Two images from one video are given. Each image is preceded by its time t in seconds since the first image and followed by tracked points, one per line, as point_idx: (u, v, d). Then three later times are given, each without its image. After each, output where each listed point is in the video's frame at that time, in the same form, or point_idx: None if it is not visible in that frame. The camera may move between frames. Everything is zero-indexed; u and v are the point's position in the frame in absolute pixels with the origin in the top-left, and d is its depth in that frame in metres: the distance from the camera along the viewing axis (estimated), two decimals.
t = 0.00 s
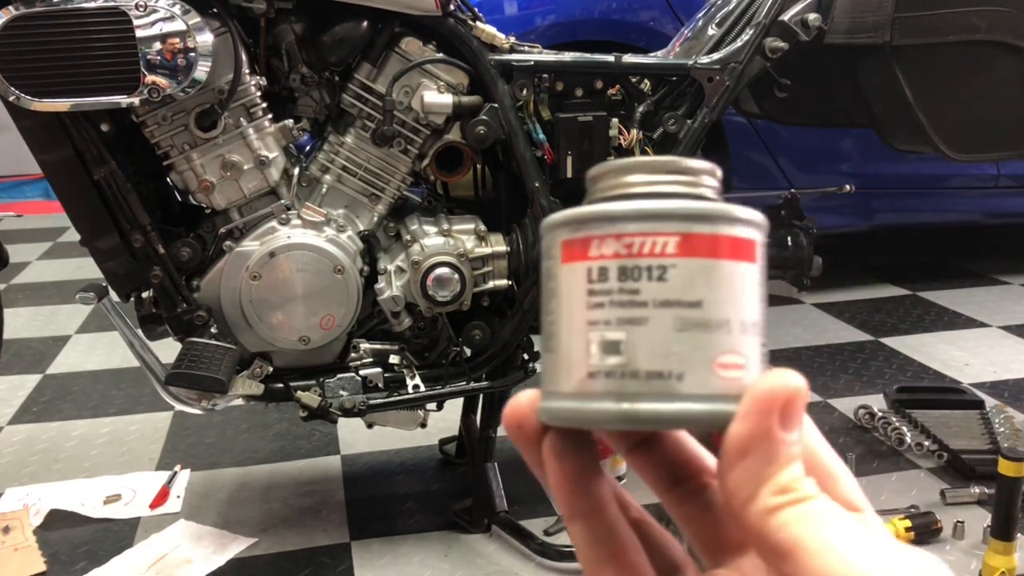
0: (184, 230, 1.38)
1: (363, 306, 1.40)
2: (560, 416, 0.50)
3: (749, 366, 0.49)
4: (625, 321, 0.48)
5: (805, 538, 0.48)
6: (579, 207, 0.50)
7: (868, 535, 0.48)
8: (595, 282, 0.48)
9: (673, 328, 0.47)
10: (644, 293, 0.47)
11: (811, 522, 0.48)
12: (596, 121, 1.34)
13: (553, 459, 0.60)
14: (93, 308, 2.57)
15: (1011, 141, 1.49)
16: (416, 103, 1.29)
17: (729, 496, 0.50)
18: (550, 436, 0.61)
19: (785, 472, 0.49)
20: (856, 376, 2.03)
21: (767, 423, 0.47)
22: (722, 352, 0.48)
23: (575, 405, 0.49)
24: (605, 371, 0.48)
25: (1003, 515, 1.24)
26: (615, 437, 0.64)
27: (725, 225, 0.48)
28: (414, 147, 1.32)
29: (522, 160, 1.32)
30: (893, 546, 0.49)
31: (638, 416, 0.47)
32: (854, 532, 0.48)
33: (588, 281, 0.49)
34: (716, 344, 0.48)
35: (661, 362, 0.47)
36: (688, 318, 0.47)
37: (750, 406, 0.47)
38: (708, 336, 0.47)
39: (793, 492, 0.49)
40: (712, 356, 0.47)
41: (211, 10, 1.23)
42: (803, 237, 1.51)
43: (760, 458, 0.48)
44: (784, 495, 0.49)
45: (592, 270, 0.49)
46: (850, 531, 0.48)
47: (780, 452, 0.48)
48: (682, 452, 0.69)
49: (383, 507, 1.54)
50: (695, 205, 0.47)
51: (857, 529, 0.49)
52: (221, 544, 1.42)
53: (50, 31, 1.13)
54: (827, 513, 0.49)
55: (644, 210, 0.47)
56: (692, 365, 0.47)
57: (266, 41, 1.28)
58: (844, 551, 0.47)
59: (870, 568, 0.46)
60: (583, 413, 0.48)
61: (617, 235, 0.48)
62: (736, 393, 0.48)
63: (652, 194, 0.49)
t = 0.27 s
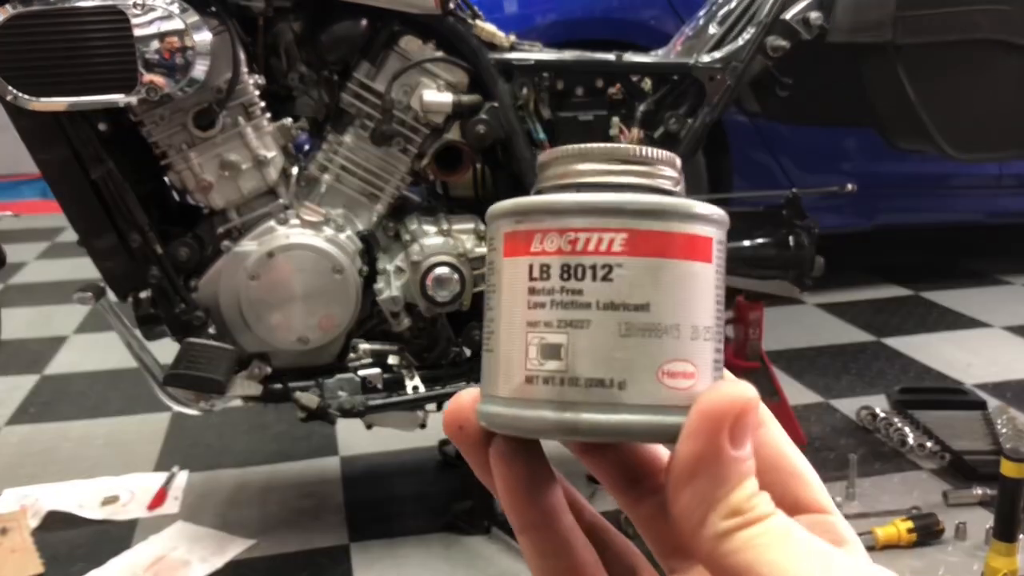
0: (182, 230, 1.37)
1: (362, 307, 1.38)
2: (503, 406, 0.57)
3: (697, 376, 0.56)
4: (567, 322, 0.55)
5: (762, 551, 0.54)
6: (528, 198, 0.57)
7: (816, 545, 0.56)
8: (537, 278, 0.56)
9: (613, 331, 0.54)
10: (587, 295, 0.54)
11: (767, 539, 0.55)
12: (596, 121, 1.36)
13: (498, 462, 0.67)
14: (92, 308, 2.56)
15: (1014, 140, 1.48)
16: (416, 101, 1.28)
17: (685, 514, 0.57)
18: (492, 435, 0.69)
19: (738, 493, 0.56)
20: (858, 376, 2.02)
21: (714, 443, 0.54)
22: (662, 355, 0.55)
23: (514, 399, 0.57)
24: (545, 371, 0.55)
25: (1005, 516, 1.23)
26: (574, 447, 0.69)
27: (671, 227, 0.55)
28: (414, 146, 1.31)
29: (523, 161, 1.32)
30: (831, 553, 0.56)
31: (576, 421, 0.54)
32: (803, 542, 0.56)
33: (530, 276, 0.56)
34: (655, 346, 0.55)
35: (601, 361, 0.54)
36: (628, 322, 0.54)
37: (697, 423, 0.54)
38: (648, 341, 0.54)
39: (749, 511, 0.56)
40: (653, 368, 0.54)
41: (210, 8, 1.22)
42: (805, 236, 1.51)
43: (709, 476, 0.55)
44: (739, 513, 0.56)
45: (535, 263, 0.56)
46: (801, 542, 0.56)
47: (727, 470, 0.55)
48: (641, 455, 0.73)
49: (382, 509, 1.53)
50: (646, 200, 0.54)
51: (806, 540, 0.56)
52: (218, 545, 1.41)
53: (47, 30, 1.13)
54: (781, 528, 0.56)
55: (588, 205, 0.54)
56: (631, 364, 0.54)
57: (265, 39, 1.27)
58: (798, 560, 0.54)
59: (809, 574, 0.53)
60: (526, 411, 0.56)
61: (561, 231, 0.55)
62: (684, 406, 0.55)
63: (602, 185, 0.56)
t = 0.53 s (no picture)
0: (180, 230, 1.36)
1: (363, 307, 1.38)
2: (488, 403, 0.57)
3: (689, 375, 0.55)
4: (556, 318, 0.54)
5: (756, 557, 0.54)
6: (518, 186, 0.56)
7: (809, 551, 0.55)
8: (525, 271, 0.55)
9: (603, 328, 0.54)
10: (577, 290, 0.54)
11: (760, 545, 0.54)
12: (596, 121, 1.36)
13: (484, 462, 0.66)
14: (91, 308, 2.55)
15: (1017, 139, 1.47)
16: (415, 101, 1.27)
17: (676, 520, 0.56)
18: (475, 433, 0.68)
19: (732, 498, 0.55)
20: (860, 377, 2.01)
21: (706, 446, 0.53)
22: (652, 353, 0.54)
23: (500, 397, 0.56)
24: (532, 368, 0.55)
25: (1008, 517, 1.22)
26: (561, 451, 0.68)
27: (664, 222, 0.54)
28: (413, 145, 1.30)
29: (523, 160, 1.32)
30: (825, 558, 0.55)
31: (562, 421, 0.54)
32: (798, 548, 0.55)
33: (518, 270, 0.56)
34: (645, 343, 0.54)
35: (590, 358, 0.54)
36: (619, 318, 0.54)
37: (690, 425, 0.53)
38: (639, 338, 0.54)
39: (743, 516, 0.55)
40: (645, 364, 0.54)
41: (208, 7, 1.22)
42: (806, 236, 1.49)
43: (702, 480, 0.54)
44: (733, 518, 0.55)
45: (523, 255, 0.56)
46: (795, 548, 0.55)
47: (721, 475, 0.54)
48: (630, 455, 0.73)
49: (381, 510, 1.52)
50: (637, 190, 0.53)
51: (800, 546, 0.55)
52: (217, 547, 1.41)
53: (44, 28, 1.12)
54: (777, 533, 0.55)
55: (579, 195, 0.53)
56: (621, 361, 0.54)
57: (264, 38, 1.27)
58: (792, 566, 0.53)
59: None
60: (510, 409, 0.55)
61: (551, 222, 0.54)
62: (676, 405, 0.55)
63: (593, 174, 0.55)
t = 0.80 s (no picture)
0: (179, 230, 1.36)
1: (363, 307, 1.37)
2: (484, 404, 0.57)
3: (687, 374, 0.55)
4: (553, 319, 0.54)
5: (757, 558, 0.53)
6: (510, 184, 0.56)
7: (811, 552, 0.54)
8: (519, 270, 0.55)
9: (601, 327, 0.53)
10: (573, 289, 0.53)
11: (760, 546, 0.53)
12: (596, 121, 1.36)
13: (477, 463, 0.65)
14: (90, 309, 2.55)
15: (1017, 139, 1.47)
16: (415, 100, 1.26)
17: (676, 522, 0.56)
18: (467, 433, 0.68)
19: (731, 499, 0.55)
20: (860, 377, 2.01)
21: (705, 446, 0.53)
22: (650, 352, 0.54)
23: (496, 399, 0.56)
24: (528, 369, 0.54)
25: (1009, 518, 1.21)
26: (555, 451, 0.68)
27: (660, 218, 0.53)
28: (413, 145, 1.30)
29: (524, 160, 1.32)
30: (826, 560, 0.55)
31: (559, 423, 0.53)
32: (798, 548, 0.54)
33: (512, 270, 0.55)
34: (643, 343, 0.54)
35: (587, 358, 0.53)
36: (616, 317, 0.53)
37: (688, 426, 0.53)
38: (638, 337, 0.53)
39: (742, 517, 0.54)
40: (645, 364, 0.54)
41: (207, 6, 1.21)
42: (807, 236, 1.49)
43: (701, 481, 0.54)
44: (732, 518, 0.54)
45: (518, 253, 0.55)
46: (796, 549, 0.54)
47: (719, 475, 0.54)
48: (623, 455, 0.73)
49: (381, 510, 1.52)
50: (633, 186, 0.53)
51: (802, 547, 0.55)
52: (216, 547, 1.40)
53: (43, 27, 1.11)
54: (778, 534, 0.54)
55: (574, 192, 0.53)
56: (618, 361, 0.53)
57: (263, 38, 1.27)
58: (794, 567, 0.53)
59: None
60: (509, 411, 0.55)
61: (545, 220, 0.54)
62: (675, 405, 0.55)
63: (587, 170, 0.55)
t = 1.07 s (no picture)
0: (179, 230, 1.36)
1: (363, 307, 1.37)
2: (488, 402, 0.57)
3: (696, 370, 0.55)
4: (559, 314, 0.54)
5: (768, 557, 0.53)
6: (514, 178, 0.56)
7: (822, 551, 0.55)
8: (524, 266, 0.55)
9: (608, 322, 0.53)
10: (580, 284, 0.53)
11: (772, 545, 0.53)
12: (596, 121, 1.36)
13: (482, 463, 0.65)
14: (90, 308, 2.55)
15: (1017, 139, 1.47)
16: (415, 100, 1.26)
17: (687, 520, 0.56)
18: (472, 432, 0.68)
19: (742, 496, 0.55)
20: (860, 377, 2.01)
21: (716, 444, 0.53)
22: (656, 348, 0.54)
23: (501, 396, 0.56)
24: (534, 366, 0.54)
25: (1009, 518, 1.21)
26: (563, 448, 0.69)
27: (666, 213, 0.53)
28: (413, 145, 1.30)
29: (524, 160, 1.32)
30: (836, 558, 0.55)
31: (565, 419, 0.53)
32: (809, 548, 0.54)
33: (517, 266, 0.55)
34: (651, 337, 0.53)
35: (594, 354, 0.53)
36: (624, 312, 0.53)
37: (698, 423, 0.53)
38: (646, 333, 0.53)
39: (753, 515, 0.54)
40: (653, 359, 0.54)
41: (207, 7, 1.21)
42: (807, 236, 1.49)
43: (712, 479, 0.54)
44: (744, 517, 0.54)
45: (523, 249, 0.55)
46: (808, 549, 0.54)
47: (731, 473, 0.54)
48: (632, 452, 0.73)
49: (381, 510, 1.52)
50: (638, 179, 0.53)
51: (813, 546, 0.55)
52: (216, 547, 1.40)
53: (43, 27, 1.11)
54: (788, 533, 0.54)
55: (580, 187, 0.53)
56: (625, 357, 0.53)
57: (263, 38, 1.27)
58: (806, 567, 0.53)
59: None
60: (513, 409, 0.55)
61: (551, 215, 0.54)
62: (684, 401, 0.55)
63: (593, 162, 0.55)
